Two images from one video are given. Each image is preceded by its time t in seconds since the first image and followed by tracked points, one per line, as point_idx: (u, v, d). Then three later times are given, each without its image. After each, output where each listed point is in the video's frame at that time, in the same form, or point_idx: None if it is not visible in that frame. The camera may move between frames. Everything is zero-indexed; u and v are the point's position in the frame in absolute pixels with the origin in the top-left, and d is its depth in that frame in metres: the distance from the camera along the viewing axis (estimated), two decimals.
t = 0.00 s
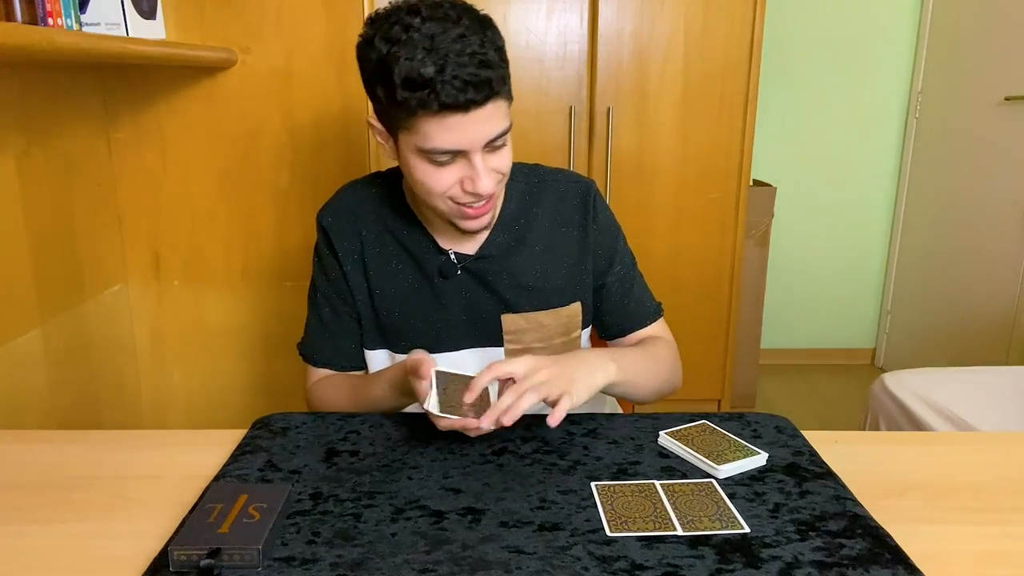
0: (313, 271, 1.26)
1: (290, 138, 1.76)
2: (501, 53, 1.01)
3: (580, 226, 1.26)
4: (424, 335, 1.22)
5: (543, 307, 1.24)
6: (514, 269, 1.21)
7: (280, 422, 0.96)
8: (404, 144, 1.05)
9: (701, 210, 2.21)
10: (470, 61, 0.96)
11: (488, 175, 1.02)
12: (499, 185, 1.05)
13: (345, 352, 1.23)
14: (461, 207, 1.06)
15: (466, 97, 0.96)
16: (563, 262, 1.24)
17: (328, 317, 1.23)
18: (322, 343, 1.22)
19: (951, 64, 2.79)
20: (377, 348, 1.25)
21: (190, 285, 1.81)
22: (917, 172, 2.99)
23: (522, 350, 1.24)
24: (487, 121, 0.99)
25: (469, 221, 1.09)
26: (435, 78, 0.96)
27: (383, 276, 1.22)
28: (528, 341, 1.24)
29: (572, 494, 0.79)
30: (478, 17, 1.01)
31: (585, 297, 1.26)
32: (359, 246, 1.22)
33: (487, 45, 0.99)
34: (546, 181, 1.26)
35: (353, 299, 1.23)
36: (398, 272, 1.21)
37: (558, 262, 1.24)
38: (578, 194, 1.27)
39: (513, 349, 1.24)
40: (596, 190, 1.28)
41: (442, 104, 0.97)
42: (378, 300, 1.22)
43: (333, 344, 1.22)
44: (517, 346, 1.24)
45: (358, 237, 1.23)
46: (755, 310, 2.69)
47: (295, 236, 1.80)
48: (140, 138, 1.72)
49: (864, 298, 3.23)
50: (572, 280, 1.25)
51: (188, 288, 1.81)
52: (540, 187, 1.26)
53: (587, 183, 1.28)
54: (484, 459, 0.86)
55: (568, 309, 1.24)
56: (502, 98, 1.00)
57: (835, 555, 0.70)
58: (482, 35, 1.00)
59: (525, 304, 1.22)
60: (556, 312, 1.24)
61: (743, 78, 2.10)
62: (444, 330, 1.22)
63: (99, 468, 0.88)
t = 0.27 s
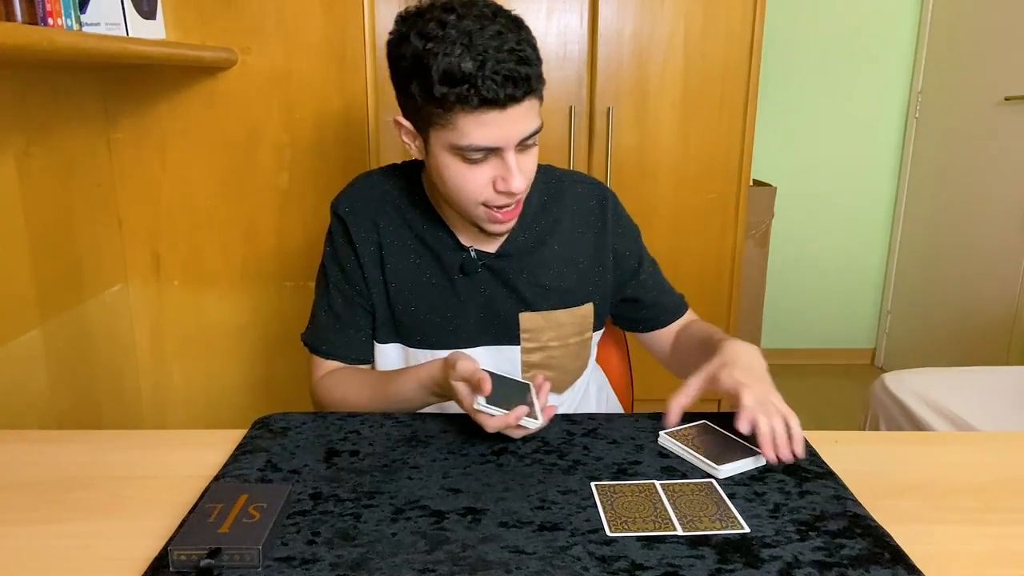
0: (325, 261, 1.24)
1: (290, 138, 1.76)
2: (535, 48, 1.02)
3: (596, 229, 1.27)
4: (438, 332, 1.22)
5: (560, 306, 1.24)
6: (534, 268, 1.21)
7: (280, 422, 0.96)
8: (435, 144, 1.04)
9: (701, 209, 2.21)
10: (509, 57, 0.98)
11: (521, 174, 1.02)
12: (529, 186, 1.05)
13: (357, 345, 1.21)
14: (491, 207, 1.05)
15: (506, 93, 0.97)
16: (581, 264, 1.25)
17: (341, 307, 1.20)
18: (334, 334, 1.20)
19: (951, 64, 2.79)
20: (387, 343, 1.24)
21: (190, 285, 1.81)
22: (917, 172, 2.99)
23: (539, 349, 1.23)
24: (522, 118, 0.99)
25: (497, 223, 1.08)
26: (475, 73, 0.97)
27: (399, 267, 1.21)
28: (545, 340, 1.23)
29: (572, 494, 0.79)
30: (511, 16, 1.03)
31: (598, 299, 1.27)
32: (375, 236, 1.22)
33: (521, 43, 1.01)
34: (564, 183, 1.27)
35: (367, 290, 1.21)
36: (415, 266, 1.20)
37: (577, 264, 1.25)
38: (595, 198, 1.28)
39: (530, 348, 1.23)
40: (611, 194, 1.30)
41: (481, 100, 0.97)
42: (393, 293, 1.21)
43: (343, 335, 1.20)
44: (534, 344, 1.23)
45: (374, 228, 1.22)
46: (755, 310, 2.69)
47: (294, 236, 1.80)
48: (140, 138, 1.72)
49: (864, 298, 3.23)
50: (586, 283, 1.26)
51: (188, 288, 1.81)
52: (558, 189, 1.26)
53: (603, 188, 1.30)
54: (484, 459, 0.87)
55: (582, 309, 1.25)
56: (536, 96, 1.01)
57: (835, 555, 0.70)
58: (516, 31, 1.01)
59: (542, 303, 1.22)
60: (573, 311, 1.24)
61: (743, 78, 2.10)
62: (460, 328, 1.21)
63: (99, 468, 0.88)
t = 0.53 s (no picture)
0: (340, 256, 1.23)
1: (290, 138, 1.76)
2: (548, 50, 1.03)
3: (612, 230, 1.28)
4: (453, 331, 1.22)
5: (576, 308, 1.24)
6: (551, 269, 1.22)
7: (280, 422, 0.96)
8: (442, 133, 1.05)
9: (701, 209, 2.21)
10: (514, 49, 0.99)
11: (518, 170, 1.00)
12: (530, 188, 1.03)
13: (372, 340, 1.19)
14: (488, 203, 1.03)
15: (505, 83, 0.98)
16: (598, 265, 1.26)
17: (359, 301, 1.19)
18: (349, 328, 1.18)
19: (951, 64, 2.79)
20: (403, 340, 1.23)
21: (190, 285, 1.81)
22: (917, 172, 3.00)
23: (553, 350, 1.23)
24: (523, 113, 0.99)
25: (496, 222, 1.06)
26: (477, 60, 0.98)
27: (417, 264, 1.21)
28: (559, 341, 1.23)
29: (572, 495, 0.79)
30: (532, 16, 1.05)
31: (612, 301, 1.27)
32: (394, 232, 1.22)
33: (535, 39, 1.02)
34: (582, 185, 1.28)
35: (385, 286, 1.21)
36: (434, 263, 1.21)
37: (593, 265, 1.25)
38: (613, 200, 1.29)
39: (544, 349, 1.22)
40: (629, 196, 1.30)
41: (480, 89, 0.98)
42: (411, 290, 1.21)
43: (361, 329, 1.18)
44: (548, 344, 1.23)
45: (393, 224, 1.22)
46: (755, 310, 2.69)
47: (294, 236, 1.80)
48: (140, 138, 1.72)
49: (864, 298, 3.23)
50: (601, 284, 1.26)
51: (188, 288, 1.81)
52: (575, 191, 1.27)
53: (620, 190, 1.30)
54: (484, 459, 0.87)
55: (595, 310, 1.25)
56: (542, 94, 1.01)
57: (835, 555, 0.70)
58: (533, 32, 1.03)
59: (557, 304, 1.23)
60: (588, 313, 1.24)
61: (743, 79, 2.10)
62: (476, 327, 1.21)
63: (99, 468, 0.88)
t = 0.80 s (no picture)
0: (345, 251, 1.24)
1: (290, 139, 1.76)
2: (528, 20, 1.05)
3: (619, 235, 1.26)
4: (456, 331, 1.22)
5: (579, 313, 1.24)
6: (554, 272, 1.21)
7: (280, 422, 0.96)
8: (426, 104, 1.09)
9: (701, 209, 2.21)
10: (485, 11, 1.02)
11: (489, 130, 1.02)
12: (506, 152, 1.03)
13: (373, 337, 1.20)
14: (464, 169, 1.04)
15: (472, 37, 1.01)
16: (602, 270, 1.25)
17: (360, 297, 1.20)
18: (351, 322, 1.19)
19: (951, 64, 2.79)
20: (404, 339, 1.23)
21: (190, 285, 1.81)
22: (917, 172, 2.99)
23: (553, 355, 1.23)
24: (493, 70, 1.01)
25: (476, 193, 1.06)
26: (447, 20, 1.02)
27: (420, 262, 1.21)
28: (559, 346, 1.24)
29: (572, 495, 0.79)
30: None
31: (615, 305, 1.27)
32: (398, 229, 1.23)
33: (512, 8, 1.04)
34: (589, 189, 1.27)
35: (387, 283, 1.22)
36: (437, 263, 1.21)
37: (597, 270, 1.24)
38: (620, 206, 1.27)
39: (544, 354, 1.23)
40: (637, 203, 1.29)
41: (449, 47, 1.02)
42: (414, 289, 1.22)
43: (363, 326, 1.19)
44: (548, 349, 1.23)
45: (397, 222, 1.23)
46: (755, 310, 2.69)
47: (294, 237, 1.80)
48: (140, 138, 1.72)
49: (864, 298, 3.23)
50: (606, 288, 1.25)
51: (188, 288, 1.81)
52: (582, 194, 1.26)
53: (629, 195, 1.29)
54: (484, 459, 0.87)
55: (598, 317, 1.25)
56: (513, 53, 1.03)
57: (835, 555, 0.70)
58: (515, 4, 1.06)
59: (559, 307, 1.22)
60: (589, 319, 1.24)
61: (743, 79, 2.10)
62: (478, 329, 1.21)
63: (99, 468, 0.87)
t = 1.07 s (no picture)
0: (344, 249, 1.24)
1: (290, 139, 1.76)
2: (514, 39, 1.01)
3: (618, 234, 1.26)
4: (455, 331, 1.22)
5: (578, 314, 1.23)
6: (552, 272, 1.21)
7: (280, 422, 0.96)
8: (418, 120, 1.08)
9: (701, 209, 2.21)
10: (468, 35, 0.99)
11: (477, 156, 1.01)
12: (496, 174, 1.03)
13: (371, 333, 1.18)
14: (455, 190, 1.05)
15: (454, 67, 0.98)
16: (601, 271, 1.24)
17: (358, 292, 1.19)
18: (348, 317, 1.17)
19: (951, 64, 2.79)
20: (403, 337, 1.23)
21: (190, 285, 1.81)
22: (917, 172, 2.99)
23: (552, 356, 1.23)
24: (479, 98, 0.99)
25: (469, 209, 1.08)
26: (430, 45, 1.00)
27: (418, 261, 1.22)
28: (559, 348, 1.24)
29: (572, 495, 0.79)
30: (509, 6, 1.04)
31: (616, 305, 1.26)
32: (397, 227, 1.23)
33: (498, 28, 1.01)
34: (588, 188, 1.27)
35: (385, 280, 1.22)
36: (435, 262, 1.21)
37: (595, 270, 1.24)
38: (619, 204, 1.27)
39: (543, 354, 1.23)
40: (636, 200, 1.28)
41: (432, 76, 1.00)
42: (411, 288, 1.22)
43: (360, 322, 1.18)
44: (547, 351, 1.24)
45: (396, 220, 1.23)
46: (755, 310, 2.69)
47: (294, 237, 1.80)
48: (140, 138, 1.72)
49: (864, 298, 3.23)
50: (604, 288, 1.25)
51: (188, 288, 1.81)
52: (581, 194, 1.26)
53: (628, 193, 1.28)
54: (484, 459, 0.87)
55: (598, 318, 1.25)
56: (498, 79, 1.00)
57: (835, 555, 0.70)
58: (501, 20, 1.02)
59: (558, 308, 1.22)
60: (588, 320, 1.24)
61: (743, 79, 2.10)
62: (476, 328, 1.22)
63: (99, 468, 0.87)
